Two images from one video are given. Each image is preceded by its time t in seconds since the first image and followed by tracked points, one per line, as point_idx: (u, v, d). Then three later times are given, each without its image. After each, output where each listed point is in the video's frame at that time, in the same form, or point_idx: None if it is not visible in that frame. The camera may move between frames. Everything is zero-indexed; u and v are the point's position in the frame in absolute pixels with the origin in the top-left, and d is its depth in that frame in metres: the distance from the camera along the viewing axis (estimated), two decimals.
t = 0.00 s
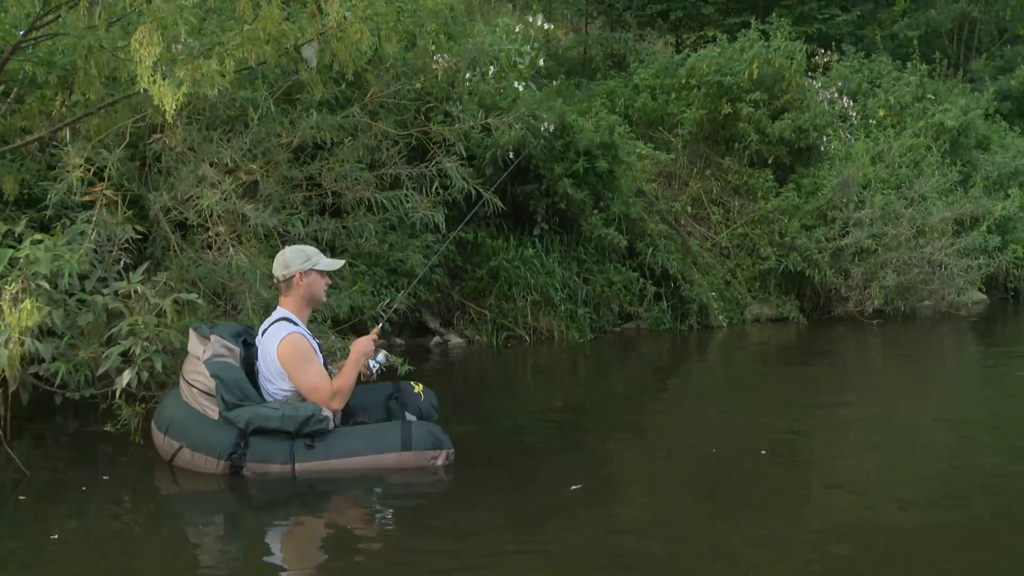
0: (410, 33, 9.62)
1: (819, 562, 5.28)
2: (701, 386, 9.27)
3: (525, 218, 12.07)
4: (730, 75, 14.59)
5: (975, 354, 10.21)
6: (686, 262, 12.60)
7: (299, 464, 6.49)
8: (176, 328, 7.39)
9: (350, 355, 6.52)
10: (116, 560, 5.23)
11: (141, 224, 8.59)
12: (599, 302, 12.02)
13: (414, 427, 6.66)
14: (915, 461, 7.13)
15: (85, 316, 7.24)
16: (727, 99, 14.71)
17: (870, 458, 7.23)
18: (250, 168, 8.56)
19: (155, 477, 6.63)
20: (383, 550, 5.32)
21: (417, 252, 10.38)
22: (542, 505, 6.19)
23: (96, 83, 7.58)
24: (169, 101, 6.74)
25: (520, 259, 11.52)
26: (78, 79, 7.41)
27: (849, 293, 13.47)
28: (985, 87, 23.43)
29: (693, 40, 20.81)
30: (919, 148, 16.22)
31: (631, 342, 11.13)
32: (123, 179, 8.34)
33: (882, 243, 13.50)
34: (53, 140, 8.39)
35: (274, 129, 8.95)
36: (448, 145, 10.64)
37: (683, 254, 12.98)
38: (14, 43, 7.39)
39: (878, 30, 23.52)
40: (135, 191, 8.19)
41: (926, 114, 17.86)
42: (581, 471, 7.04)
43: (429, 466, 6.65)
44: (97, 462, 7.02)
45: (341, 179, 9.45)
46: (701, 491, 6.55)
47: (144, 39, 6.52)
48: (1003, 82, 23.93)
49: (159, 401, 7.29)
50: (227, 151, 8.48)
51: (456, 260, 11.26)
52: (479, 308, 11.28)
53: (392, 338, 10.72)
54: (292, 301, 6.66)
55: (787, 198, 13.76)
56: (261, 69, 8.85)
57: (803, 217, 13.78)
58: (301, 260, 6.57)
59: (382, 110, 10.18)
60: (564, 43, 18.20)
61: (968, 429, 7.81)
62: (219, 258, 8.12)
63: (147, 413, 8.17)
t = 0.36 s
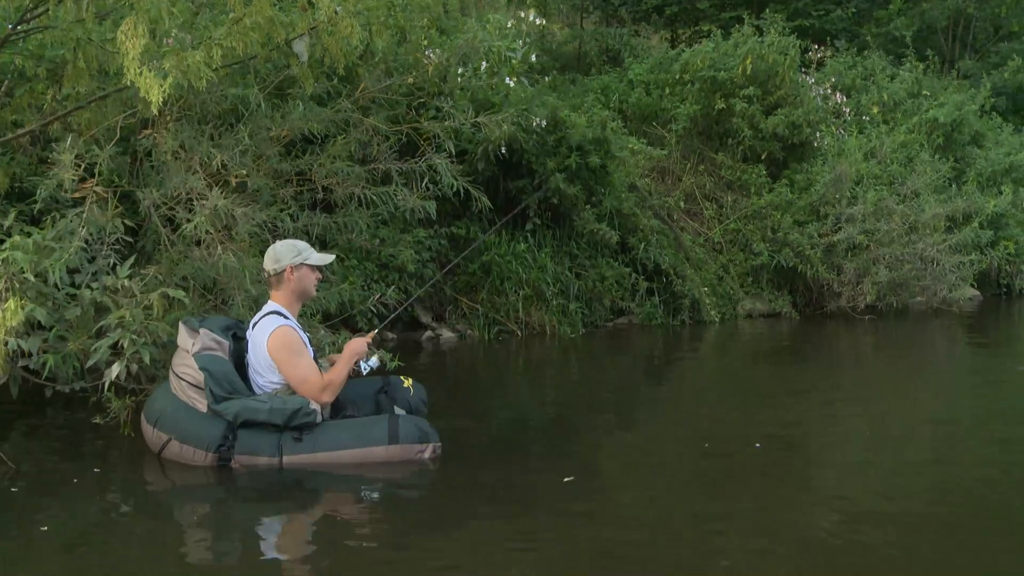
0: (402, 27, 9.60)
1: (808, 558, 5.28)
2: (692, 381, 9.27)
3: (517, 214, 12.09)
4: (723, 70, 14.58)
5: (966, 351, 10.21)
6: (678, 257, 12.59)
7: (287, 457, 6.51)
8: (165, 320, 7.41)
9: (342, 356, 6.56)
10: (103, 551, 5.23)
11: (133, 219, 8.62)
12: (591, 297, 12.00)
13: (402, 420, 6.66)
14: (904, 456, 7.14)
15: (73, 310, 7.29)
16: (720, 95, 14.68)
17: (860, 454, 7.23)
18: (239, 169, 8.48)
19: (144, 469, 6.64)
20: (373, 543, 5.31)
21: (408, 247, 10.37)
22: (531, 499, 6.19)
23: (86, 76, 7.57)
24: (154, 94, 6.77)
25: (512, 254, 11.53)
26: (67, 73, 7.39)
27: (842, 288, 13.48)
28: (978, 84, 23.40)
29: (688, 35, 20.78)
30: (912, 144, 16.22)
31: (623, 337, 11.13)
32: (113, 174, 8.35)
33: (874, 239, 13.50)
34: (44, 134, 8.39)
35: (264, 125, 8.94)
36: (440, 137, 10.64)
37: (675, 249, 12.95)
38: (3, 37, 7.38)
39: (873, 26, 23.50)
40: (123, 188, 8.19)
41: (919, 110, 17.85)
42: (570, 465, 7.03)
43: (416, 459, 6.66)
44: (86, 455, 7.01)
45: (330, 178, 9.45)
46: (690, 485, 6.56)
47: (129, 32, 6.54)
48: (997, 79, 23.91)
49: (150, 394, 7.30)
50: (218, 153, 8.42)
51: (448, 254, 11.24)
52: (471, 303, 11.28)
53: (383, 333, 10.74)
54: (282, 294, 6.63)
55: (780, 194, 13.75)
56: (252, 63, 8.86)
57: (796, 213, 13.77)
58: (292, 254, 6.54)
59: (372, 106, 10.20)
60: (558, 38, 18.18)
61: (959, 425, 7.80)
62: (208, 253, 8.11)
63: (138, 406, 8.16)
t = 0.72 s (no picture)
0: (393, 30, 9.62)
1: (795, 559, 5.29)
2: (681, 383, 9.28)
3: (509, 215, 12.10)
4: (715, 73, 14.61)
5: (956, 354, 10.22)
6: (669, 259, 12.60)
7: (272, 457, 6.50)
8: (155, 320, 7.40)
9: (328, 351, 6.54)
10: (90, 550, 5.22)
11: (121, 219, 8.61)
12: (582, 298, 11.99)
13: (387, 420, 6.65)
14: (892, 459, 7.15)
15: (61, 309, 7.31)
16: (712, 97, 14.71)
17: (849, 456, 7.23)
18: (223, 167, 8.54)
19: (132, 469, 6.63)
20: (359, 543, 5.30)
21: (399, 248, 10.36)
22: (519, 500, 6.20)
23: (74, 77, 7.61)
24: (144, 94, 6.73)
25: (503, 255, 11.51)
26: (56, 72, 7.39)
27: (833, 291, 13.48)
28: (969, 88, 23.45)
29: (682, 38, 20.80)
30: (904, 148, 16.26)
31: (613, 338, 11.13)
32: (100, 174, 8.35)
33: (864, 241, 13.52)
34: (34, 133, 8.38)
35: (251, 126, 8.98)
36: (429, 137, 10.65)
37: (666, 251, 12.94)
38: None
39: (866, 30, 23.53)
40: (109, 190, 8.19)
41: (912, 113, 17.89)
42: (559, 467, 7.02)
43: (400, 460, 6.66)
44: (75, 454, 7.00)
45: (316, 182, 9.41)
46: (679, 486, 6.57)
47: (117, 32, 6.50)
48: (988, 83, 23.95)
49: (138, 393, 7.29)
50: (201, 150, 8.45)
51: (439, 255, 11.23)
52: (462, 304, 11.24)
53: (374, 334, 10.73)
54: (275, 296, 6.62)
55: (772, 196, 13.77)
56: (242, 64, 8.91)
57: (787, 215, 13.78)
58: (285, 259, 6.53)
59: (363, 107, 10.23)
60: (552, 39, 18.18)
61: (948, 428, 7.81)
62: (195, 253, 8.10)
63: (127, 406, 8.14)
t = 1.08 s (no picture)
0: (385, 35, 9.63)
1: (782, 564, 5.28)
2: (671, 388, 9.27)
3: (500, 219, 12.07)
4: (706, 79, 14.62)
5: (946, 359, 10.21)
6: (660, 264, 12.58)
7: (257, 459, 6.48)
8: (144, 323, 7.38)
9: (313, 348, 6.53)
10: (75, 552, 5.19)
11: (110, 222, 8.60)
12: (572, 302, 11.95)
13: (372, 422, 6.62)
14: (881, 464, 7.15)
15: (48, 312, 7.29)
16: (704, 103, 14.73)
17: (838, 461, 7.22)
18: (209, 170, 8.53)
19: (119, 470, 6.60)
20: (345, 546, 5.28)
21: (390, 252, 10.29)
22: (507, 503, 6.18)
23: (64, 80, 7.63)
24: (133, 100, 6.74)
25: (494, 258, 11.48)
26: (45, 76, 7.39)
27: (824, 296, 13.47)
28: (961, 95, 23.48)
29: (676, 43, 20.82)
30: (896, 153, 16.28)
31: (604, 342, 11.11)
32: (87, 177, 8.34)
33: (855, 247, 13.52)
34: (23, 136, 8.37)
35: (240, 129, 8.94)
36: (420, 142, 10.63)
37: (658, 256, 12.93)
38: None
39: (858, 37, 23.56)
40: (95, 193, 8.23)
41: (903, 119, 17.91)
42: (547, 470, 7.00)
43: (384, 463, 6.61)
44: (62, 455, 6.97)
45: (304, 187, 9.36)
46: (668, 490, 6.56)
47: (107, 37, 6.51)
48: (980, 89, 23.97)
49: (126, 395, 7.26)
50: (189, 154, 8.43)
51: (430, 259, 11.21)
52: (453, 308, 11.22)
53: (364, 337, 10.70)
54: (266, 300, 6.59)
55: (763, 201, 13.78)
56: (234, 66, 8.88)
57: (779, 220, 13.78)
58: (275, 264, 6.48)
59: (354, 111, 10.13)
60: (546, 44, 18.18)
61: (937, 433, 7.81)
62: (182, 256, 8.07)
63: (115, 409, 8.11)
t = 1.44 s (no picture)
0: (377, 40, 9.67)
1: (772, 564, 5.29)
2: (664, 389, 9.27)
3: (492, 221, 12.07)
4: (697, 81, 14.65)
5: (940, 361, 10.21)
6: (652, 266, 12.58)
7: (246, 459, 6.48)
8: (135, 324, 7.39)
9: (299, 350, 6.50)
10: (64, 553, 5.18)
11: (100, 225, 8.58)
12: (564, 305, 11.94)
13: (360, 424, 6.60)
14: (872, 465, 7.15)
15: (38, 313, 7.33)
16: (695, 105, 14.70)
17: (829, 462, 7.23)
18: (200, 176, 8.51)
19: (109, 471, 6.59)
20: (333, 547, 5.26)
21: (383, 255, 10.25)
22: (498, 505, 6.16)
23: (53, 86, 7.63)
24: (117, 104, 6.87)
25: (485, 260, 11.47)
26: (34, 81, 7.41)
27: (816, 297, 13.50)
28: (955, 96, 23.54)
29: (670, 45, 20.86)
30: (888, 154, 16.32)
31: (596, 344, 11.10)
32: (77, 181, 8.32)
33: (847, 249, 13.55)
34: (14, 140, 8.34)
35: (231, 134, 8.88)
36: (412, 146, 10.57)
37: (650, 258, 12.92)
38: None
39: (852, 38, 23.61)
40: (86, 197, 8.22)
41: (896, 120, 17.95)
42: (540, 472, 6.99)
43: (373, 464, 6.58)
44: (53, 457, 6.96)
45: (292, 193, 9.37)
46: (659, 491, 6.56)
47: (90, 42, 6.71)
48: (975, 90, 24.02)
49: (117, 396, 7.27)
50: (179, 158, 8.43)
51: (421, 261, 11.20)
52: (445, 309, 11.23)
53: (356, 339, 10.70)
54: (253, 302, 6.58)
55: (756, 203, 13.82)
56: (225, 71, 8.86)
57: (770, 222, 13.81)
58: (261, 264, 6.49)
59: (346, 116, 10.07)
60: (540, 47, 18.19)
61: (929, 435, 7.81)
62: (172, 260, 8.06)
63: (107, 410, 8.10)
